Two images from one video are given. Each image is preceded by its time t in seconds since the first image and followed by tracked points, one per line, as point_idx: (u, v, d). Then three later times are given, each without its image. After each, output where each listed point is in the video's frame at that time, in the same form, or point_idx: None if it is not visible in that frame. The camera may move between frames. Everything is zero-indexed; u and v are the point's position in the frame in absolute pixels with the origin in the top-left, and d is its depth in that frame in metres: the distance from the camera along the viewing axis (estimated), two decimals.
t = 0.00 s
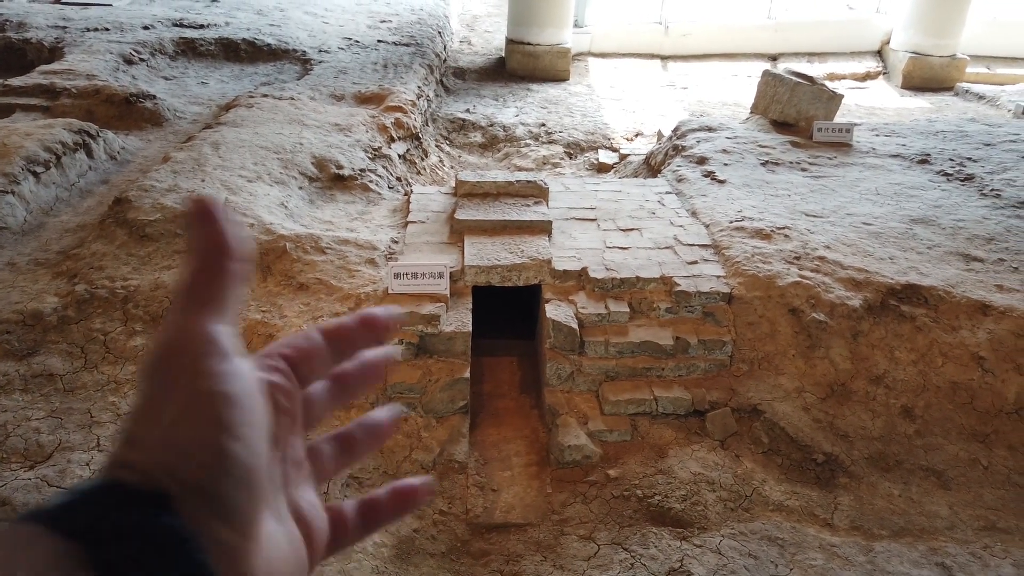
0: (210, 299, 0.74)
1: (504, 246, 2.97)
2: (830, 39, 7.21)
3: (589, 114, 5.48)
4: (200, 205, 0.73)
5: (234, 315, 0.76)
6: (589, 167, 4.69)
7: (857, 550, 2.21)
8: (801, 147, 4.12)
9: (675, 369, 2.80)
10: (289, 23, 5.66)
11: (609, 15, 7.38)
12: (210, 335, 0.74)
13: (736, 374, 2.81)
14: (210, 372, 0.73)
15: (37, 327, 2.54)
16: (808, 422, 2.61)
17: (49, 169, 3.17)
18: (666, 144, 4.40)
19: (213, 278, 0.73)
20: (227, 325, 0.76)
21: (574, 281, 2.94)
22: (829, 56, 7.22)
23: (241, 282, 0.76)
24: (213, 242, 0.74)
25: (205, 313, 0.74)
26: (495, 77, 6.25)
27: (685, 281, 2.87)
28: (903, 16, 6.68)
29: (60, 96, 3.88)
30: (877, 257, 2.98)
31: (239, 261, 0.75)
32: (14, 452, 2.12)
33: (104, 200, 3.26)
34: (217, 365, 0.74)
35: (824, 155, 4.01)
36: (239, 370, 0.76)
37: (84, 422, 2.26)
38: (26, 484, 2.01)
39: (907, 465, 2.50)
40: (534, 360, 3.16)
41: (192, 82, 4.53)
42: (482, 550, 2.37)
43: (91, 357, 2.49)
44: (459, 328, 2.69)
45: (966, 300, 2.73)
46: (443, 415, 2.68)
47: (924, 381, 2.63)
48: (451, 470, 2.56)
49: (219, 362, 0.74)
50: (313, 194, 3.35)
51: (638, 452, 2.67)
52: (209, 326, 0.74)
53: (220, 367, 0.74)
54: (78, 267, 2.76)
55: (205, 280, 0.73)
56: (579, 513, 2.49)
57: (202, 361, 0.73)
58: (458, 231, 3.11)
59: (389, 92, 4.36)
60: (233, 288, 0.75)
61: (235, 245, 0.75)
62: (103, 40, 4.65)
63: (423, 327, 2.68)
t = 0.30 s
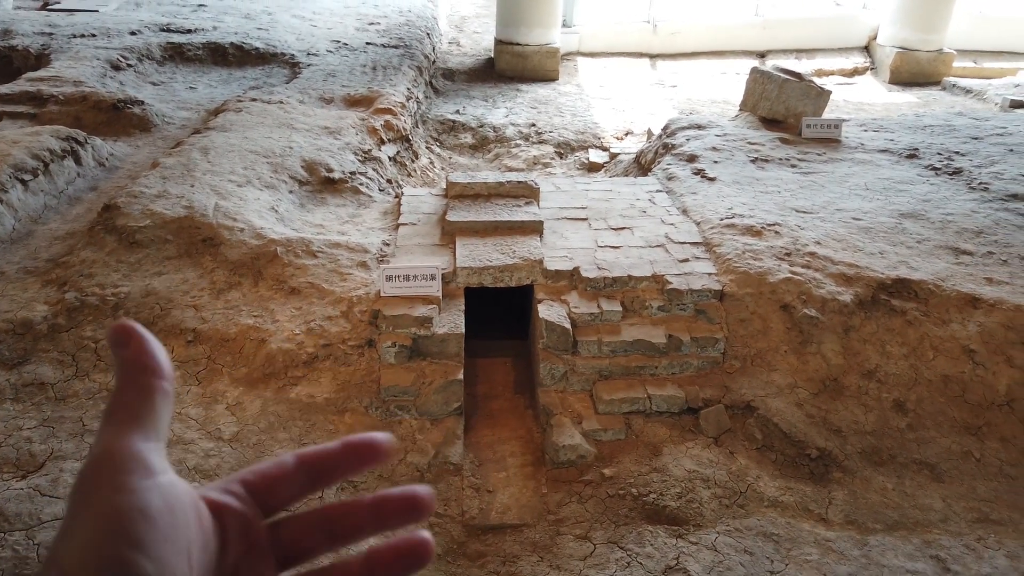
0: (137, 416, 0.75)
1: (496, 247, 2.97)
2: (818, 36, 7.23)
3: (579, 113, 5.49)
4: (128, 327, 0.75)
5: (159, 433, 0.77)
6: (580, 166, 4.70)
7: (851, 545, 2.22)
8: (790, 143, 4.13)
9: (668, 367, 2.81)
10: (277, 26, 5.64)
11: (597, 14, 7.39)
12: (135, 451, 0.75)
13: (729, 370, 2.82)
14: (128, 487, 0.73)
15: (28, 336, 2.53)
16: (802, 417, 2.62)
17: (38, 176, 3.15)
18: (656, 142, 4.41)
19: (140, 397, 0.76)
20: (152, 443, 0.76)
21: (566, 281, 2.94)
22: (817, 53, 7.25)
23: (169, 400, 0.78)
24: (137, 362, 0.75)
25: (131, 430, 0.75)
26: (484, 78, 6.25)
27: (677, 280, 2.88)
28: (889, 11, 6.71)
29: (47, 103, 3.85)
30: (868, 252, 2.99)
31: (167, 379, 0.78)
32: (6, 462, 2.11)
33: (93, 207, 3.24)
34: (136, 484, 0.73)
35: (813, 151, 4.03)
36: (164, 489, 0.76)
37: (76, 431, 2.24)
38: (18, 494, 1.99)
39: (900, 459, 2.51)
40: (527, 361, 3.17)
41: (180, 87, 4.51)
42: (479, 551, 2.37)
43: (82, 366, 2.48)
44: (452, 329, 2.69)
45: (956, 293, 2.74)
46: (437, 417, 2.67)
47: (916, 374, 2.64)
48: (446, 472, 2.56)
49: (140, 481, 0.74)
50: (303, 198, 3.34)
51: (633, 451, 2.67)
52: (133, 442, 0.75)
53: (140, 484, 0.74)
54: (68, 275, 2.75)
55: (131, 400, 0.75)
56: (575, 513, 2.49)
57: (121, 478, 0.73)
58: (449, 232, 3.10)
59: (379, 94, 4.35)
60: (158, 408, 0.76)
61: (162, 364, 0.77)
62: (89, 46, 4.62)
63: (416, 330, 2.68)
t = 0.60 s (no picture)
0: (145, 477, 0.71)
1: (490, 244, 2.97)
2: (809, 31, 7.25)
3: (572, 110, 5.49)
4: (145, 390, 0.75)
5: (167, 498, 0.72)
6: (573, 163, 4.70)
7: (849, 538, 2.23)
8: (783, 138, 4.14)
9: (664, 363, 2.81)
10: (268, 26, 5.63)
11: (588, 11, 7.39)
12: (137, 513, 0.69)
13: (725, 366, 2.82)
14: (127, 554, 0.66)
15: (21, 338, 2.51)
16: (798, 412, 2.62)
17: (29, 178, 3.13)
18: (650, 139, 4.41)
19: (149, 458, 0.72)
20: (159, 507, 0.70)
21: (561, 278, 2.94)
22: (809, 48, 7.26)
23: (181, 466, 0.74)
24: (152, 422, 0.73)
25: (137, 493, 0.70)
26: (477, 76, 6.24)
27: (672, 275, 2.88)
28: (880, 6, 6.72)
29: (37, 104, 3.83)
30: (862, 246, 3.00)
31: (179, 444, 0.74)
32: None
33: (85, 208, 3.22)
34: (134, 550, 0.66)
35: (806, 146, 4.03)
36: (168, 557, 0.68)
37: (70, 433, 2.23)
38: (13, 497, 1.98)
39: (896, 452, 2.51)
40: (522, 359, 3.16)
41: (171, 87, 4.49)
42: (477, 549, 2.37)
43: (75, 367, 2.46)
44: (448, 327, 2.69)
45: (950, 286, 2.75)
46: (433, 416, 2.67)
47: (911, 367, 2.65)
48: (442, 470, 2.56)
49: (140, 547, 0.67)
50: (296, 197, 3.33)
51: (629, 447, 2.67)
52: (137, 505, 0.69)
53: (139, 550, 0.66)
54: (60, 276, 2.73)
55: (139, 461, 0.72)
56: (572, 510, 2.49)
57: (119, 543, 0.66)
58: (444, 230, 3.10)
59: (371, 93, 4.34)
60: (167, 470, 0.72)
61: (175, 427, 0.74)
62: (80, 47, 4.60)
63: (411, 328, 2.67)
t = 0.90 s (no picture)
0: (139, 483, 0.68)
1: (485, 239, 2.96)
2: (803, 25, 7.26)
3: (567, 105, 5.49)
4: (144, 392, 0.72)
5: (159, 504, 0.69)
6: (568, 158, 4.69)
7: (843, 531, 2.23)
8: (777, 132, 4.14)
9: (659, 357, 2.81)
10: (261, 21, 5.60)
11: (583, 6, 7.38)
12: (134, 523, 0.66)
13: (719, 360, 2.83)
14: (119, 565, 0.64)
15: (13, 335, 2.50)
16: (792, 405, 2.63)
17: (20, 175, 3.11)
18: (644, 133, 4.41)
19: (145, 465, 0.69)
20: (149, 513, 0.68)
21: (556, 273, 2.94)
22: (803, 42, 7.27)
23: (176, 470, 0.71)
24: (147, 427, 0.70)
25: (128, 500, 0.68)
26: (471, 71, 6.23)
27: (666, 270, 2.88)
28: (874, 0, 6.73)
29: (29, 101, 3.80)
30: (856, 240, 3.01)
31: (175, 447, 0.71)
32: None
33: (77, 205, 3.21)
34: (128, 559, 0.65)
35: (800, 140, 4.04)
36: (159, 566, 0.66)
37: (64, 430, 2.22)
38: (6, 494, 1.97)
39: (890, 445, 2.52)
40: (518, 354, 3.16)
41: (163, 83, 4.47)
42: (472, 544, 2.37)
43: (69, 364, 2.45)
44: (443, 323, 2.69)
45: (943, 279, 2.76)
46: (428, 412, 2.67)
47: (905, 360, 2.66)
48: (438, 465, 2.56)
49: (133, 556, 0.65)
50: (290, 193, 3.32)
51: (624, 442, 2.67)
52: (129, 513, 0.67)
53: (131, 559, 0.65)
54: (53, 273, 2.72)
55: (137, 469, 0.69)
56: (568, 504, 2.49)
57: (112, 553, 0.64)
58: (438, 226, 3.09)
59: (365, 88, 4.33)
60: (163, 477, 0.69)
61: (173, 430, 0.71)
62: (71, 43, 4.57)
63: (406, 324, 2.67)
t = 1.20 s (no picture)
0: (140, 394, 0.79)
1: (478, 232, 2.96)
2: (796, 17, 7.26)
3: (559, 97, 5.47)
4: (146, 294, 0.79)
5: (156, 411, 0.80)
6: (560, 150, 4.68)
7: (833, 520, 2.25)
8: (769, 124, 4.14)
9: (651, 349, 2.82)
10: (252, 12, 5.57)
11: None
12: (138, 425, 0.79)
13: (712, 351, 2.83)
14: (121, 464, 0.76)
15: (3, 329, 2.49)
16: (784, 396, 2.64)
17: (9, 168, 3.09)
18: (636, 125, 4.41)
19: (146, 371, 0.78)
20: (149, 420, 0.80)
21: (548, 265, 2.94)
22: (795, 34, 7.27)
23: (176, 374, 0.81)
24: (151, 336, 0.78)
25: (130, 406, 0.78)
26: (463, 63, 6.21)
27: (658, 262, 2.89)
28: None
29: (17, 93, 3.77)
30: (847, 231, 3.01)
31: (178, 356, 0.80)
32: None
33: (67, 198, 3.18)
34: (133, 460, 0.78)
35: (792, 132, 4.04)
36: (155, 466, 0.80)
37: (55, 424, 2.22)
38: None
39: (881, 435, 2.54)
40: (511, 346, 3.17)
41: (153, 75, 4.43)
42: (465, 536, 2.38)
43: (59, 358, 2.45)
44: (435, 315, 2.68)
45: (934, 270, 2.77)
46: (421, 404, 2.67)
47: (895, 351, 2.67)
48: (431, 458, 2.56)
49: (138, 457, 0.78)
50: (282, 186, 3.31)
51: (617, 433, 2.68)
52: (129, 417, 0.78)
53: (135, 461, 0.78)
54: (43, 267, 2.70)
55: (135, 376, 0.78)
56: (560, 496, 2.50)
57: (116, 452, 0.76)
58: (430, 218, 3.09)
59: (356, 80, 4.31)
60: (164, 383, 0.80)
61: (175, 339, 0.79)
62: (59, 35, 4.53)
63: (398, 316, 2.67)
